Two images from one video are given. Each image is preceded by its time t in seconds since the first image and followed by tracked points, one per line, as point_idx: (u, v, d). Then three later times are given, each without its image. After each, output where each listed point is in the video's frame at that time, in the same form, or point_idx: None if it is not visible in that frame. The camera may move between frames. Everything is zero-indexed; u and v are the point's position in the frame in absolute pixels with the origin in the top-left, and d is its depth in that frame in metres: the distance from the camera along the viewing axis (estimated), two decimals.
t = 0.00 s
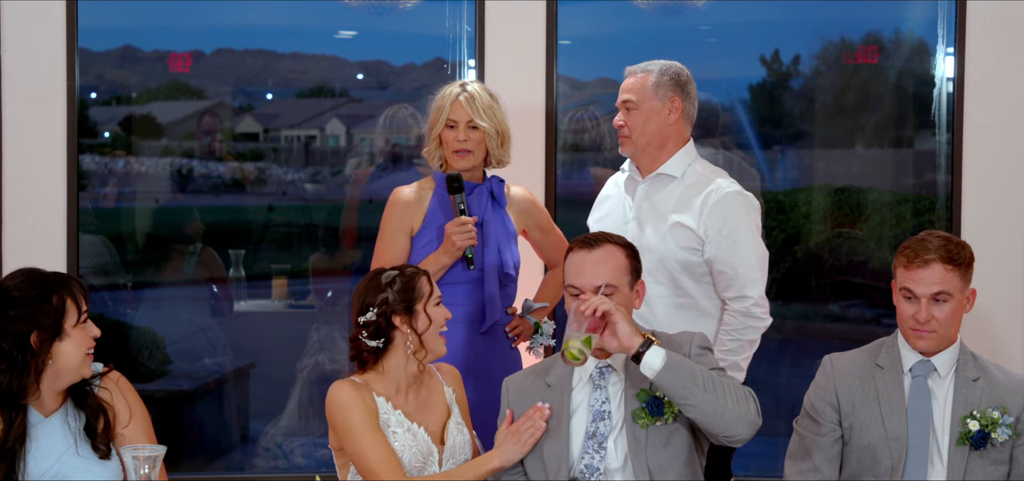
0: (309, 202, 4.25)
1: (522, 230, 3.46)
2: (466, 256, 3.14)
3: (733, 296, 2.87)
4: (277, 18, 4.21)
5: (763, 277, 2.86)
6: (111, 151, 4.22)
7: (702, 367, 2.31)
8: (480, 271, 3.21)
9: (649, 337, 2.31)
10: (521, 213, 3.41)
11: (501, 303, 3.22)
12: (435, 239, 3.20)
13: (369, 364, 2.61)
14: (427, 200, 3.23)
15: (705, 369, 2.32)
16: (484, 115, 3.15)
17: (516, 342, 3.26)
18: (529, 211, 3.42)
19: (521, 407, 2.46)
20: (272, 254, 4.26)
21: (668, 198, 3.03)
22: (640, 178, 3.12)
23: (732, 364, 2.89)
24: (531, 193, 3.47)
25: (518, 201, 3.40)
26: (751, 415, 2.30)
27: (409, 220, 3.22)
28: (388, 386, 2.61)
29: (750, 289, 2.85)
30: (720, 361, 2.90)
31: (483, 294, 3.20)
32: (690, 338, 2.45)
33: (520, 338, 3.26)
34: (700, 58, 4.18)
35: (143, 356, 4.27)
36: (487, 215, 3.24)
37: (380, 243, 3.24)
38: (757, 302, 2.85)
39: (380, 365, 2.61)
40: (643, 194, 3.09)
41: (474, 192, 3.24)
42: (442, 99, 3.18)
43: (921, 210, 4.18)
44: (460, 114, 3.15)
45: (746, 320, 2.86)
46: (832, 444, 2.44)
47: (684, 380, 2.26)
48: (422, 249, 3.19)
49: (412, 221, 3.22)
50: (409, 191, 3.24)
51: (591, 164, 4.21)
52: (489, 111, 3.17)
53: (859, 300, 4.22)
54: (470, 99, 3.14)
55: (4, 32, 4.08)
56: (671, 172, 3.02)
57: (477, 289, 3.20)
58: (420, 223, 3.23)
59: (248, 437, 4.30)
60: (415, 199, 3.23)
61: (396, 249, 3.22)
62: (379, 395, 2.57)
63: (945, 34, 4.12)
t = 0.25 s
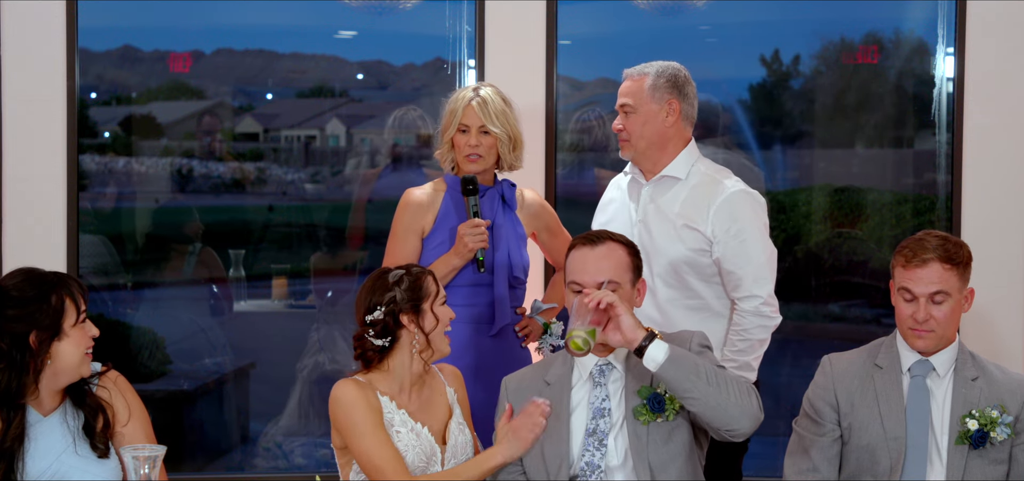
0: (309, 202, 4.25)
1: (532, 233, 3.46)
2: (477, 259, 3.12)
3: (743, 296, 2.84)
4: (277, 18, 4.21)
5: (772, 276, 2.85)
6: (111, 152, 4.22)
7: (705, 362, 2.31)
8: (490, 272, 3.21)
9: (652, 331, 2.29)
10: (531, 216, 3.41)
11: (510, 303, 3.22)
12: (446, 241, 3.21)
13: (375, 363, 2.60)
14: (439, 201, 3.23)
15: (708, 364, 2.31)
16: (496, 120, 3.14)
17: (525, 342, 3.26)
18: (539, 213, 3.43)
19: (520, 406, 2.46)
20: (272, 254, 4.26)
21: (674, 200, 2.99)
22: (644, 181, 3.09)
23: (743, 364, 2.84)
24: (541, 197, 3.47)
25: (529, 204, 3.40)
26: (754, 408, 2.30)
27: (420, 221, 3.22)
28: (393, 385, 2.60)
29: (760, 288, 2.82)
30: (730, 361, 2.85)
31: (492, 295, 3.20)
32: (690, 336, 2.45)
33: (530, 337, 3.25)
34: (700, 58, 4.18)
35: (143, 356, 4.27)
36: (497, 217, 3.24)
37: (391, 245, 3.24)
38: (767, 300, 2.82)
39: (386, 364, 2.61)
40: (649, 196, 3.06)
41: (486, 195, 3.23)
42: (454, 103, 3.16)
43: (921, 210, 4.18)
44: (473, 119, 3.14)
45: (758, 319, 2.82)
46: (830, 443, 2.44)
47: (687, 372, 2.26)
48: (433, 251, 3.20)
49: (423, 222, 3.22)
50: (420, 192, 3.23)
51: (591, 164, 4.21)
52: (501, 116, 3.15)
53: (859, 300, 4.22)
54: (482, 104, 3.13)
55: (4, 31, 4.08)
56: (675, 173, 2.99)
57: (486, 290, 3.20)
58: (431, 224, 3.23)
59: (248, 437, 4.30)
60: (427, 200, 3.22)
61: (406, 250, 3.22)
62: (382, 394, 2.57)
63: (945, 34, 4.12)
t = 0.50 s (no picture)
0: (309, 202, 4.25)
1: (537, 234, 3.44)
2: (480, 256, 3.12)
3: (752, 296, 2.83)
4: (277, 18, 4.21)
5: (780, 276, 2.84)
6: (111, 152, 4.22)
7: (707, 358, 2.31)
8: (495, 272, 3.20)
9: (655, 326, 2.30)
10: (536, 217, 3.39)
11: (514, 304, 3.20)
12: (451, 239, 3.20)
13: (373, 362, 2.60)
14: (445, 201, 3.23)
15: (709, 361, 2.32)
16: (503, 123, 3.14)
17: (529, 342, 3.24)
18: (545, 215, 3.41)
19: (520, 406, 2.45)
20: (271, 254, 4.26)
21: (680, 201, 2.99)
22: (650, 182, 3.08)
23: (753, 364, 2.82)
24: (548, 199, 3.46)
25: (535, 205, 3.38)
26: (754, 405, 2.31)
27: (426, 219, 3.22)
28: (391, 385, 2.60)
29: (768, 288, 2.82)
30: (740, 362, 2.83)
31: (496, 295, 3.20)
32: (689, 335, 2.46)
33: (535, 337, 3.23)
34: (700, 58, 4.18)
35: (143, 356, 4.27)
36: (502, 217, 3.25)
37: (396, 243, 3.23)
38: (776, 300, 2.82)
39: (384, 364, 2.61)
40: (655, 197, 3.05)
41: (491, 195, 3.25)
42: (461, 105, 3.17)
43: (921, 210, 4.18)
44: (479, 121, 3.14)
45: (767, 319, 2.81)
46: (830, 443, 2.44)
47: (689, 368, 2.26)
48: (438, 250, 3.20)
49: (429, 221, 3.22)
50: (426, 192, 3.24)
51: (591, 164, 4.21)
52: (508, 119, 3.16)
53: (859, 300, 4.22)
54: (489, 106, 3.13)
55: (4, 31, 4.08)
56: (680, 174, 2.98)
57: (489, 290, 3.19)
58: (437, 223, 3.23)
59: (248, 437, 4.30)
60: (433, 200, 3.23)
61: (411, 249, 3.21)
62: (379, 395, 2.57)
63: (945, 34, 4.12)
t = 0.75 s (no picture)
0: (309, 202, 4.25)
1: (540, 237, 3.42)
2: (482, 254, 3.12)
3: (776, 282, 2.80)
4: (277, 18, 4.21)
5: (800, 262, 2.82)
6: (111, 152, 4.22)
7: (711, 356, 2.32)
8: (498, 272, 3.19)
9: (660, 323, 2.30)
10: (540, 219, 3.39)
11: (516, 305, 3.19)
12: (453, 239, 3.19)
13: (377, 361, 2.61)
14: (449, 200, 3.23)
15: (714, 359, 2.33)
16: (507, 124, 3.15)
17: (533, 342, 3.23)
18: (549, 217, 3.41)
19: (520, 405, 2.44)
20: (271, 254, 4.26)
21: (681, 201, 2.99)
22: (653, 181, 3.08)
23: (777, 347, 2.77)
24: (552, 201, 3.46)
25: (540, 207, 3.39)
26: (758, 404, 2.31)
27: (429, 219, 3.22)
28: (394, 384, 2.60)
29: (792, 274, 2.80)
30: (764, 344, 2.79)
31: (497, 297, 3.19)
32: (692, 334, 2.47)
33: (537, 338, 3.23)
34: (700, 58, 4.18)
35: (143, 356, 4.27)
36: (505, 218, 3.25)
37: (400, 243, 3.24)
38: (801, 284, 2.79)
39: (389, 364, 2.61)
40: (656, 197, 3.06)
41: (494, 196, 3.25)
42: (465, 107, 3.18)
43: (921, 210, 4.18)
44: (483, 123, 3.15)
45: (793, 302, 2.77)
46: (831, 444, 2.44)
47: (694, 366, 2.27)
48: (440, 251, 3.19)
49: (433, 220, 3.22)
50: (430, 192, 3.24)
51: (591, 164, 4.21)
52: (512, 120, 3.16)
53: (859, 300, 4.22)
54: (493, 108, 3.14)
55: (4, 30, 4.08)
56: (683, 174, 2.98)
57: (492, 290, 3.19)
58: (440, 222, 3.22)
59: (248, 437, 4.30)
60: (438, 200, 3.23)
61: (414, 248, 3.21)
62: (377, 398, 2.56)
63: (945, 34, 4.12)
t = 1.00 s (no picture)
0: (309, 202, 4.25)
1: (546, 237, 3.42)
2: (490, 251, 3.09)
3: (799, 249, 2.85)
4: (276, 17, 4.21)
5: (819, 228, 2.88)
6: (112, 152, 4.22)
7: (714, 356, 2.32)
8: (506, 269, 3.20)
9: (662, 324, 2.30)
10: (547, 219, 3.38)
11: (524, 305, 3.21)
12: (462, 239, 3.19)
13: (376, 362, 2.61)
14: (456, 199, 3.23)
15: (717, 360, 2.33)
16: (511, 122, 3.15)
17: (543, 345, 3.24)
18: (555, 217, 3.40)
19: (521, 406, 2.44)
20: (271, 254, 4.26)
21: (682, 198, 2.98)
22: (652, 178, 3.07)
23: (798, 306, 2.82)
24: (557, 201, 3.44)
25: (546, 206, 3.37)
26: (760, 404, 2.31)
27: (436, 219, 3.21)
28: (392, 385, 2.61)
29: (813, 239, 2.85)
30: (785, 301, 2.82)
31: (506, 296, 3.20)
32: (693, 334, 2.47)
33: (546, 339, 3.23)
34: (700, 58, 4.18)
35: (143, 356, 4.27)
36: (513, 217, 3.25)
37: (407, 242, 3.22)
38: (825, 246, 2.85)
39: (388, 365, 2.61)
40: (656, 194, 3.05)
41: (500, 195, 3.24)
42: (469, 105, 3.18)
43: (921, 210, 4.18)
44: (487, 120, 3.15)
45: (817, 264, 2.84)
46: (831, 444, 2.44)
47: (697, 366, 2.27)
48: (447, 249, 3.19)
49: (439, 220, 3.21)
50: (436, 191, 3.23)
51: (591, 164, 4.21)
52: (516, 117, 3.16)
53: (859, 300, 4.22)
54: (497, 105, 3.14)
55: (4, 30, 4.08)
56: (682, 170, 2.97)
57: (500, 289, 3.19)
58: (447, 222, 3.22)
59: (248, 437, 4.30)
60: (444, 200, 3.22)
61: (421, 248, 3.20)
62: (369, 400, 2.56)
63: (945, 34, 4.12)
